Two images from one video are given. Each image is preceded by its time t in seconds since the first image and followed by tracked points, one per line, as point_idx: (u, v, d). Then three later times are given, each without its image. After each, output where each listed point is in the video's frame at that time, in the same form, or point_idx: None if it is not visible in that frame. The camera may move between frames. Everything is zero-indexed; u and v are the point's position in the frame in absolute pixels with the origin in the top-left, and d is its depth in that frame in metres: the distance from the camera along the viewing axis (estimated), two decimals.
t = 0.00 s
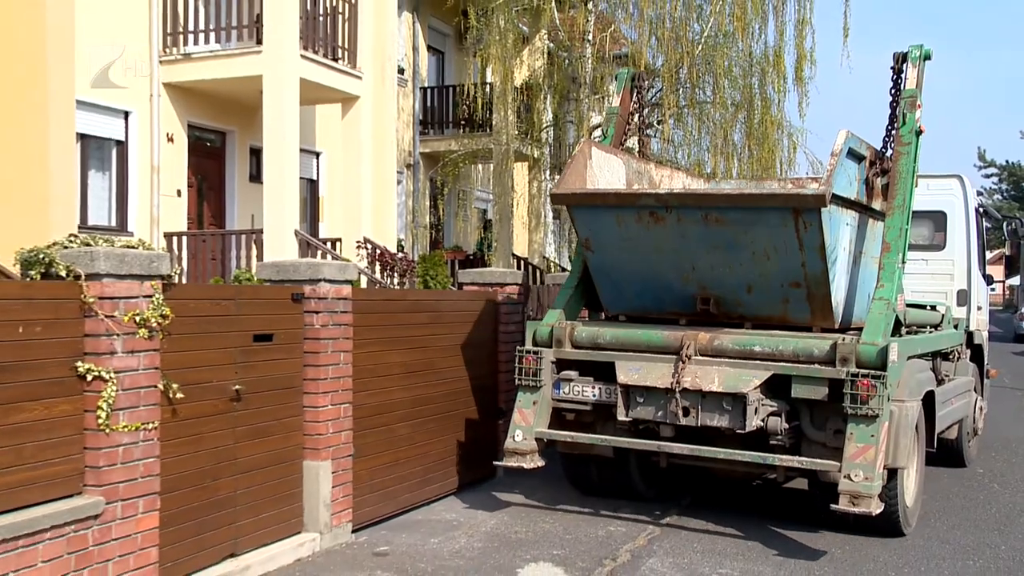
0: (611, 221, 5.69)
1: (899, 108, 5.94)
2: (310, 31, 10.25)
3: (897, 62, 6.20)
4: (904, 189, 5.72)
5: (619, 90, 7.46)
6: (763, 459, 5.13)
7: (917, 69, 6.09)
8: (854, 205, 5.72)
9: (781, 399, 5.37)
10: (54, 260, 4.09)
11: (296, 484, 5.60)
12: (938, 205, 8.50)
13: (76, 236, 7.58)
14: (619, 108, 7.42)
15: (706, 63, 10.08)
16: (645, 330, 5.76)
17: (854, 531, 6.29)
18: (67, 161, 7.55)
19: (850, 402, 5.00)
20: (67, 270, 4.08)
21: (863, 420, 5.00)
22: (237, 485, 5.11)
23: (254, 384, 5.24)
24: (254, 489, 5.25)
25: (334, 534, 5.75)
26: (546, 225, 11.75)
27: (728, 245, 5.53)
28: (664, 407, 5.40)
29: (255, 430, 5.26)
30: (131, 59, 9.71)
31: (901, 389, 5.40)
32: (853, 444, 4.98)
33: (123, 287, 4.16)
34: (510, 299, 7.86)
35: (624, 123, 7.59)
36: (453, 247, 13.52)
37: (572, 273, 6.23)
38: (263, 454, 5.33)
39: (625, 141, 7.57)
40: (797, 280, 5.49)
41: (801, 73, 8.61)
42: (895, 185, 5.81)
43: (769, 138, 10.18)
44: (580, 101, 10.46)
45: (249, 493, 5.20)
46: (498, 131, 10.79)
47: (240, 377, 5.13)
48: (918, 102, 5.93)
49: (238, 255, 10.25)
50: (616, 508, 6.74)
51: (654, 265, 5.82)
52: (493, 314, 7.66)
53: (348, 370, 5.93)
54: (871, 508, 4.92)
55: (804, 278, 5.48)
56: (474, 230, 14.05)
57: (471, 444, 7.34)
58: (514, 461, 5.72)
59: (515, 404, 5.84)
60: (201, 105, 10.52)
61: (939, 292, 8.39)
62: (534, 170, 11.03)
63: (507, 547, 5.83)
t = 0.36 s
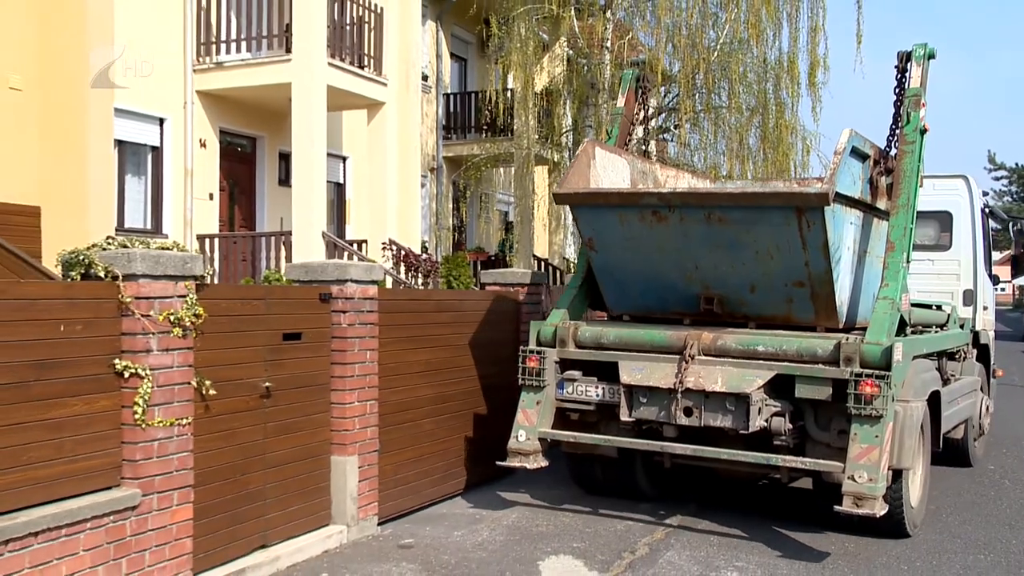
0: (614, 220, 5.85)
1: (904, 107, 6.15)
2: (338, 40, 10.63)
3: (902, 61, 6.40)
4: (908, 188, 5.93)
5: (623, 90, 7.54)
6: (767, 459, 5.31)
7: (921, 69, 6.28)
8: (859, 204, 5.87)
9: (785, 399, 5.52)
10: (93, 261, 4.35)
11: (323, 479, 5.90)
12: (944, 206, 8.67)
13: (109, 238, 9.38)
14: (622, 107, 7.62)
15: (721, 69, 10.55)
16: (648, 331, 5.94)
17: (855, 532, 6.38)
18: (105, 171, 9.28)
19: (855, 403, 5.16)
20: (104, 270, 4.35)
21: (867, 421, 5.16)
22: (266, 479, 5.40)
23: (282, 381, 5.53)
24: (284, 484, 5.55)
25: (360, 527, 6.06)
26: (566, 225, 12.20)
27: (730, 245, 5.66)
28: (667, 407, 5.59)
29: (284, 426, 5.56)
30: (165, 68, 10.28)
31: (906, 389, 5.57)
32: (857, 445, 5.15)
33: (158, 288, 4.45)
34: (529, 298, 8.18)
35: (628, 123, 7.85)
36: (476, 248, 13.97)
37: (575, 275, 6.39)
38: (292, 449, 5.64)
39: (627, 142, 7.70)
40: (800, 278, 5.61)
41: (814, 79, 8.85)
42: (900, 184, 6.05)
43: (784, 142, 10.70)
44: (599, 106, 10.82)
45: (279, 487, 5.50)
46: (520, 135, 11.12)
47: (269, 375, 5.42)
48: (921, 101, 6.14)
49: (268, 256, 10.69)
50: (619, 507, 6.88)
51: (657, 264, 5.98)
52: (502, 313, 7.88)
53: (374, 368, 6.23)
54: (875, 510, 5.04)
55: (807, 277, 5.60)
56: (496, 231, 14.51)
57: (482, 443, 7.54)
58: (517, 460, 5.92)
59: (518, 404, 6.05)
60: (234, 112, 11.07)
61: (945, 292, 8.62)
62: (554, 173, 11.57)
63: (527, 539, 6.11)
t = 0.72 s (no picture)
0: (619, 219, 5.87)
1: (913, 105, 6.29)
2: (363, 47, 10.94)
3: (910, 58, 6.53)
4: (917, 187, 6.08)
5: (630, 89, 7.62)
6: (773, 462, 5.41)
7: (930, 65, 6.44)
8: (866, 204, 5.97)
9: (790, 401, 5.60)
10: (127, 263, 4.61)
11: (349, 475, 6.14)
12: (953, 205, 8.81)
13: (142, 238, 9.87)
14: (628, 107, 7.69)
15: (738, 72, 11.01)
16: (653, 331, 6.03)
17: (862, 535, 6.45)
18: (139, 176, 9.81)
19: (861, 405, 5.26)
20: (137, 271, 4.60)
21: (873, 423, 5.27)
22: (294, 474, 5.64)
23: (309, 379, 5.77)
24: (311, 478, 5.79)
25: (385, 521, 6.30)
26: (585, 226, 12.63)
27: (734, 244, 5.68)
28: (672, 408, 5.66)
29: (312, 423, 5.81)
30: (194, 74, 10.61)
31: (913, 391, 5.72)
32: (863, 448, 5.25)
33: (190, 287, 4.66)
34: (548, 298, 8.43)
35: (634, 122, 7.97)
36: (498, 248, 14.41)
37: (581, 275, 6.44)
38: (320, 445, 5.88)
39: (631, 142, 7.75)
40: (806, 278, 5.64)
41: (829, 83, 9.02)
42: (909, 183, 6.21)
43: (800, 145, 11.04)
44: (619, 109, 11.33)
45: (307, 481, 5.75)
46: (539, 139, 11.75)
47: (296, 373, 5.67)
48: (930, 99, 6.26)
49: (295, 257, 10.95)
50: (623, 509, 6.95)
51: (662, 263, 6.00)
52: (512, 313, 7.98)
53: (398, 366, 6.48)
54: (881, 514, 5.13)
55: (813, 276, 5.63)
56: (516, 232, 14.93)
57: (488, 442, 7.60)
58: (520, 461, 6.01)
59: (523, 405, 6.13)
60: (263, 116, 11.45)
61: (954, 291, 8.77)
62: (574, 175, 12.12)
63: (549, 534, 6.33)
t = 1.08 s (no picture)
0: (621, 218, 6.10)
1: (915, 104, 6.51)
2: (385, 54, 11.32)
3: (913, 58, 6.78)
4: (918, 187, 6.30)
5: (632, 89, 7.72)
6: (774, 465, 5.60)
7: (932, 65, 6.67)
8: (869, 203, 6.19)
9: (792, 401, 5.79)
10: (159, 263, 4.92)
11: (373, 470, 6.45)
12: (955, 206, 9.02)
13: (173, 241, 10.13)
14: (631, 106, 7.67)
15: (750, 79, 11.57)
16: (654, 331, 6.25)
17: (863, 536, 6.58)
18: (172, 177, 10.13)
19: (864, 406, 5.42)
20: (170, 271, 4.89)
21: (875, 425, 5.45)
22: (319, 468, 5.95)
23: (333, 376, 6.07)
24: (335, 472, 6.10)
25: (406, 514, 6.61)
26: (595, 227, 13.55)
27: (734, 244, 5.89)
28: (673, 408, 5.85)
29: (336, 419, 6.11)
30: (222, 80, 10.96)
31: (916, 392, 5.91)
32: (866, 449, 5.43)
33: (219, 287, 4.98)
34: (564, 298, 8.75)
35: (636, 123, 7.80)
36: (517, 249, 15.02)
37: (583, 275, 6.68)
38: (343, 440, 6.18)
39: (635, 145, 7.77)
40: (807, 278, 5.85)
41: (840, 88, 9.25)
42: (912, 182, 6.42)
43: (811, 148, 11.59)
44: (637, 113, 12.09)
45: (331, 475, 6.05)
46: (558, 144, 12.46)
47: (322, 370, 5.98)
48: (932, 98, 6.48)
49: (320, 258, 11.29)
50: (625, 509, 7.13)
51: (665, 263, 6.22)
52: (521, 313, 8.20)
53: (421, 364, 6.79)
54: (883, 515, 5.32)
55: (815, 275, 5.83)
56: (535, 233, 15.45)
57: (489, 440, 7.71)
58: (522, 462, 6.23)
59: (525, 406, 6.35)
60: (290, 122, 11.87)
61: (958, 291, 8.99)
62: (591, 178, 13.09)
63: (566, 527, 6.62)
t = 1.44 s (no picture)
0: (621, 219, 6.34)
1: (914, 105, 6.69)
2: (407, 63, 11.83)
3: (912, 59, 6.94)
4: (917, 188, 6.49)
5: (634, 91, 8.01)
6: (773, 464, 5.80)
7: (931, 67, 6.84)
8: (868, 203, 6.38)
9: (793, 400, 5.98)
10: (191, 265, 5.28)
11: (394, 463, 6.84)
12: (955, 207, 9.32)
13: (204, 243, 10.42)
14: (633, 108, 7.93)
15: (760, 85, 12.37)
16: (656, 331, 6.47)
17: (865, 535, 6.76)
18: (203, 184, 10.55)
19: (863, 407, 5.58)
20: (201, 272, 5.25)
21: (875, 424, 5.61)
22: (344, 461, 6.32)
23: (357, 373, 6.45)
24: (359, 465, 6.47)
25: (426, 507, 6.99)
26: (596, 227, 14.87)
27: (734, 244, 6.12)
28: (674, 408, 6.06)
29: (360, 415, 6.49)
30: (249, 87, 11.42)
31: (916, 391, 6.10)
32: (865, 448, 5.59)
33: (247, 287, 5.32)
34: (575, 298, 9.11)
35: (637, 127, 7.97)
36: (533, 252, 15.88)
37: (584, 275, 6.94)
38: (367, 435, 6.57)
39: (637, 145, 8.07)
40: (807, 278, 6.07)
41: (847, 95, 9.54)
42: (912, 183, 6.61)
43: (819, 153, 12.50)
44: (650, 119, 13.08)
45: (354, 468, 6.43)
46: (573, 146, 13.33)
47: (346, 368, 6.35)
48: (931, 99, 6.65)
49: (344, 259, 11.69)
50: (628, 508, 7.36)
51: (667, 263, 6.47)
52: (529, 313, 8.48)
53: (441, 361, 7.17)
54: (882, 514, 5.47)
55: (815, 276, 6.05)
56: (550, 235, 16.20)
57: (495, 438, 7.95)
58: (523, 461, 6.51)
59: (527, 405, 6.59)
60: (315, 128, 12.36)
61: (956, 291, 9.28)
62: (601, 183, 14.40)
63: (582, 519, 7.00)
